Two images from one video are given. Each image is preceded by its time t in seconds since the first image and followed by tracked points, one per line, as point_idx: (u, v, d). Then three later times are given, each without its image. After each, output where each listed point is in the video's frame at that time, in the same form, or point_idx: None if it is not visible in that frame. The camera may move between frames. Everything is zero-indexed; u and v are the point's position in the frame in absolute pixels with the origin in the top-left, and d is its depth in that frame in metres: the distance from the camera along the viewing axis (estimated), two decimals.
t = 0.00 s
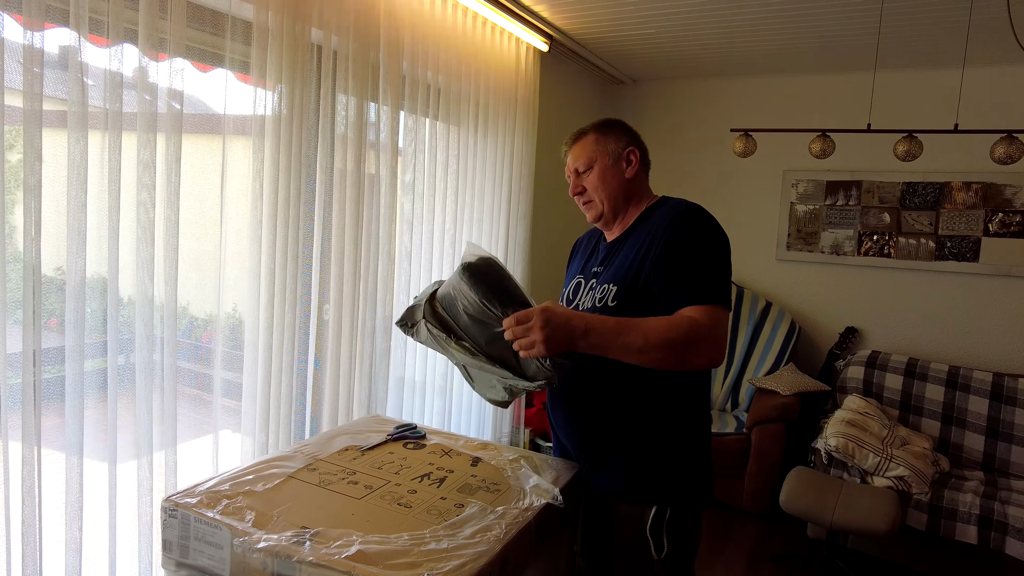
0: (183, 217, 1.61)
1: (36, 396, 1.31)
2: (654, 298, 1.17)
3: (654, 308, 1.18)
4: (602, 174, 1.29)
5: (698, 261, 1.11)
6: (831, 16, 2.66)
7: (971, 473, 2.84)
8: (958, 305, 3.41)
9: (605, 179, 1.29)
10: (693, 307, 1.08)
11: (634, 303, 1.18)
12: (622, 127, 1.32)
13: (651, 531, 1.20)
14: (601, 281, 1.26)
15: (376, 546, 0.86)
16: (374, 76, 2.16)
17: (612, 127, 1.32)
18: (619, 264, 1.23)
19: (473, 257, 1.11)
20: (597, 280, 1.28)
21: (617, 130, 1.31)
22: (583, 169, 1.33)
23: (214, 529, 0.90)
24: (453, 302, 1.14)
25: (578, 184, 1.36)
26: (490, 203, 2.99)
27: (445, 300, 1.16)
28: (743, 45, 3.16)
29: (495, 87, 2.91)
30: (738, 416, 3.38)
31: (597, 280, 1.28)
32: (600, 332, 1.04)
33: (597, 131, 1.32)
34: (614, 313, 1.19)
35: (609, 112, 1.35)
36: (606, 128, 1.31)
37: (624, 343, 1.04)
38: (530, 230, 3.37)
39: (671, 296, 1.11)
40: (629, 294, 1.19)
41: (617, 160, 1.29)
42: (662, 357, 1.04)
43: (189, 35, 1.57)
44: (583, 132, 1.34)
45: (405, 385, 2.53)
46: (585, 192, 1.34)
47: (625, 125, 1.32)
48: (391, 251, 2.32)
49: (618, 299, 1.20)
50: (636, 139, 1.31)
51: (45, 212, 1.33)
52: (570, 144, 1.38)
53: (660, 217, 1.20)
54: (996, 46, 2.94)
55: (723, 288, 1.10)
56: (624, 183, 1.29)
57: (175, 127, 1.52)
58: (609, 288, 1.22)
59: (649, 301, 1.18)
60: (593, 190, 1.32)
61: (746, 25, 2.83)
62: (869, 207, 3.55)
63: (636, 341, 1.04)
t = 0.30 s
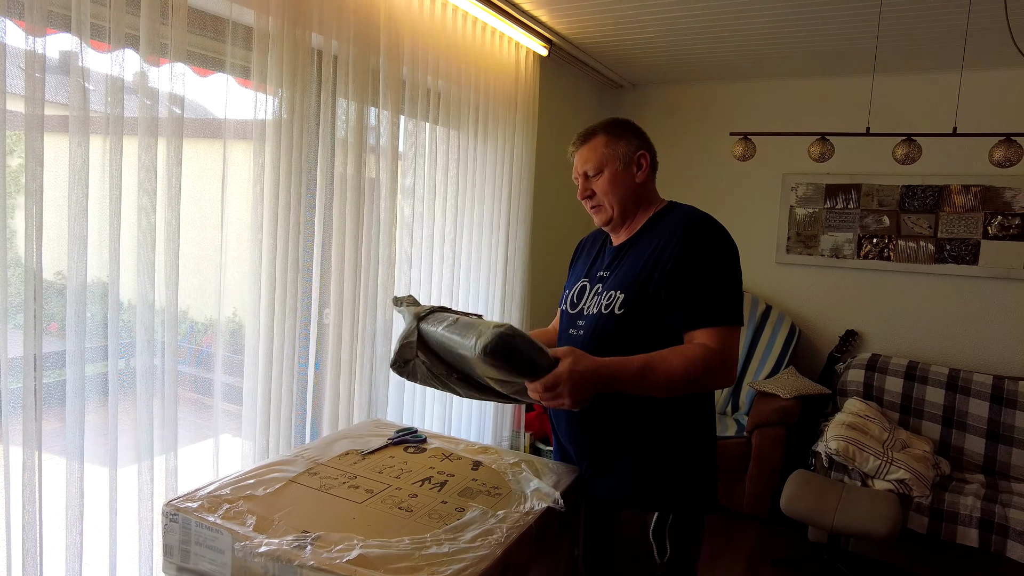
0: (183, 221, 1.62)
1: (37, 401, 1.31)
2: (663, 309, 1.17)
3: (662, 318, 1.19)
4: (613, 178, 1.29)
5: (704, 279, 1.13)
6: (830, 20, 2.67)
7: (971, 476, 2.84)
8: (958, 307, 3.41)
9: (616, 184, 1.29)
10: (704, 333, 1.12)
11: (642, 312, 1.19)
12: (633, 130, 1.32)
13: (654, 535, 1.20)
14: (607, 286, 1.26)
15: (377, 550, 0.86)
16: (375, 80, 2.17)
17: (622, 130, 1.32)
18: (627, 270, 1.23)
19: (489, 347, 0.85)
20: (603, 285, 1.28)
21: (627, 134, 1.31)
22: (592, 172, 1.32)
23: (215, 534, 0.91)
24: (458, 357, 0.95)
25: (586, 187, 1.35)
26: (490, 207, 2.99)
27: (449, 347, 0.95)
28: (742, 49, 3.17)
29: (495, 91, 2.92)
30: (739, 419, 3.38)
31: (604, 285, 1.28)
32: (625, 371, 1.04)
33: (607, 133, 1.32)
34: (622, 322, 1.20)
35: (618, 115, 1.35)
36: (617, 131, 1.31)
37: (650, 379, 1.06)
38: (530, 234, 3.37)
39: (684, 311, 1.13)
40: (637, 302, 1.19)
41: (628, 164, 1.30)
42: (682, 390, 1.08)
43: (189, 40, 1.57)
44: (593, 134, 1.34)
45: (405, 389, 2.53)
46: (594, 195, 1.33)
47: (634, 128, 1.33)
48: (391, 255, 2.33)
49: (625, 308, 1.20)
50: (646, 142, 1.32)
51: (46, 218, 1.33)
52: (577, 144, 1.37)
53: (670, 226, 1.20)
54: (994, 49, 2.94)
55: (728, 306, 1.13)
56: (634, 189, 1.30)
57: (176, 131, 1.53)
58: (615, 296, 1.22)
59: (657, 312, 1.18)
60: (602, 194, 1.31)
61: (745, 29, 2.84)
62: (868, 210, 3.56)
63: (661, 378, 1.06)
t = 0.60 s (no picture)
0: (183, 226, 1.62)
1: (38, 406, 1.32)
2: (667, 323, 1.19)
3: (664, 331, 1.20)
4: (617, 185, 1.29)
5: (711, 300, 1.16)
6: (828, 24, 2.68)
7: (971, 479, 2.84)
8: (957, 311, 3.42)
9: (620, 191, 1.29)
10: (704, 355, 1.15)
11: (645, 324, 1.20)
12: (635, 135, 1.32)
13: (655, 541, 1.21)
14: (609, 295, 1.26)
15: (378, 554, 0.87)
16: (375, 85, 2.17)
17: (625, 135, 1.31)
18: (630, 281, 1.23)
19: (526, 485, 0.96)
20: (604, 293, 1.28)
21: (630, 139, 1.31)
22: (595, 179, 1.32)
23: (216, 538, 0.91)
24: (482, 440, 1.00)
25: (588, 194, 1.34)
26: (490, 211, 3.00)
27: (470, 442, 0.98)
28: (740, 53, 3.18)
29: (495, 96, 2.93)
30: (739, 423, 3.38)
31: (605, 292, 1.28)
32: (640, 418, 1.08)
33: (610, 139, 1.31)
34: (626, 333, 1.21)
35: (619, 118, 1.35)
36: (619, 137, 1.30)
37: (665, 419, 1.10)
38: (530, 238, 3.38)
39: (689, 330, 1.15)
40: (641, 314, 1.20)
41: (631, 170, 1.30)
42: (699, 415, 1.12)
43: (190, 46, 1.58)
44: (595, 138, 1.33)
45: (405, 393, 2.53)
46: (597, 203, 1.33)
47: (636, 132, 1.32)
48: (391, 259, 2.33)
49: (628, 319, 1.21)
50: (648, 146, 1.32)
51: (47, 222, 1.34)
52: (578, 148, 1.36)
53: (677, 239, 1.21)
54: (992, 53, 2.95)
55: (733, 328, 1.16)
56: (638, 196, 1.30)
57: (177, 136, 1.53)
58: (618, 308, 1.22)
59: (661, 325, 1.19)
60: (605, 201, 1.31)
61: (744, 34, 2.85)
62: (867, 214, 3.56)
63: (677, 413, 1.11)
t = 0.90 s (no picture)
0: (184, 230, 1.62)
1: (39, 410, 1.32)
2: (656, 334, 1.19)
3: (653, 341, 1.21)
4: (610, 194, 1.30)
5: (698, 313, 1.16)
6: (826, 28, 2.68)
7: (971, 482, 2.84)
8: (955, 314, 3.42)
9: (613, 200, 1.30)
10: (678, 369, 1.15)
11: (635, 333, 1.21)
12: (627, 141, 1.32)
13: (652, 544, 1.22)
14: (603, 302, 1.27)
15: (378, 558, 0.87)
16: (374, 89, 2.18)
17: (617, 142, 1.31)
18: (621, 290, 1.24)
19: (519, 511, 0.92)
20: (598, 301, 1.29)
21: (622, 147, 1.31)
22: (588, 188, 1.32)
23: (216, 542, 0.91)
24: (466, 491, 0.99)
25: (582, 202, 1.35)
26: (490, 214, 3.00)
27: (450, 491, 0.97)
28: (739, 57, 3.18)
29: (494, 100, 2.93)
30: (738, 426, 3.38)
31: (600, 300, 1.29)
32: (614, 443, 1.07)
33: (602, 147, 1.31)
34: (617, 342, 1.22)
35: (611, 124, 1.34)
36: (611, 145, 1.30)
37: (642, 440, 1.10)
38: (530, 242, 3.38)
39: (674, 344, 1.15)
40: (631, 323, 1.21)
41: (623, 179, 1.30)
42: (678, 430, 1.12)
43: (191, 51, 1.59)
44: (587, 146, 1.33)
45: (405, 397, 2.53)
46: (590, 211, 1.34)
47: (628, 139, 1.32)
48: (391, 263, 2.33)
49: (619, 329, 1.22)
50: (641, 153, 1.32)
51: (47, 226, 1.34)
52: (571, 156, 1.36)
53: (667, 249, 1.21)
54: (989, 57, 2.97)
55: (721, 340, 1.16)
56: (630, 203, 1.31)
57: (177, 140, 1.54)
58: (609, 319, 1.23)
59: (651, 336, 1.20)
60: (598, 210, 1.31)
61: (743, 38, 2.86)
62: (866, 217, 3.57)
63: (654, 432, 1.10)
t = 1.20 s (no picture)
0: (184, 233, 1.63)
1: (39, 413, 1.32)
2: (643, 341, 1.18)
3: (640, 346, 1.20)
4: (602, 198, 1.31)
5: (685, 321, 1.13)
6: (824, 30, 2.69)
7: (972, 484, 2.84)
8: (955, 316, 3.42)
9: (606, 203, 1.30)
10: (668, 377, 1.14)
11: (622, 339, 1.20)
12: (618, 144, 1.32)
13: (647, 546, 1.22)
14: (594, 307, 1.27)
15: (378, 560, 0.87)
16: (374, 92, 2.18)
17: (609, 145, 1.31)
18: (610, 296, 1.24)
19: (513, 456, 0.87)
20: (590, 305, 1.30)
21: (613, 150, 1.31)
22: (581, 192, 1.33)
23: (216, 544, 0.91)
24: (443, 472, 0.91)
25: (576, 207, 1.37)
26: (490, 217, 3.01)
27: (438, 451, 0.90)
28: (738, 59, 3.19)
29: (494, 102, 2.94)
30: (739, 428, 3.38)
31: (592, 304, 1.29)
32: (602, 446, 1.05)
33: (593, 150, 1.31)
34: (605, 347, 1.22)
35: (603, 127, 1.35)
36: (603, 148, 1.31)
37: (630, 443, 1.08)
38: (529, 244, 3.38)
39: (659, 349, 1.14)
40: (619, 328, 1.21)
41: (616, 182, 1.30)
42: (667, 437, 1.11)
43: (191, 54, 1.59)
44: (578, 150, 1.34)
45: (405, 399, 2.53)
46: (584, 215, 1.35)
47: (620, 141, 1.32)
48: (390, 266, 2.33)
49: (607, 334, 1.22)
50: (633, 155, 1.32)
51: (47, 229, 1.34)
52: (564, 160, 1.37)
53: (655, 255, 1.20)
54: (988, 59, 2.97)
55: (710, 348, 1.14)
56: (622, 206, 1.31)
57: (177, 143, 1.54)
58: (598, 325, 1.24)
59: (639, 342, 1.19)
60: (591, 214, 1.33)
61: (742, 40, 2.86)
62: (866, 219, 3.57)
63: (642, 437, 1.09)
